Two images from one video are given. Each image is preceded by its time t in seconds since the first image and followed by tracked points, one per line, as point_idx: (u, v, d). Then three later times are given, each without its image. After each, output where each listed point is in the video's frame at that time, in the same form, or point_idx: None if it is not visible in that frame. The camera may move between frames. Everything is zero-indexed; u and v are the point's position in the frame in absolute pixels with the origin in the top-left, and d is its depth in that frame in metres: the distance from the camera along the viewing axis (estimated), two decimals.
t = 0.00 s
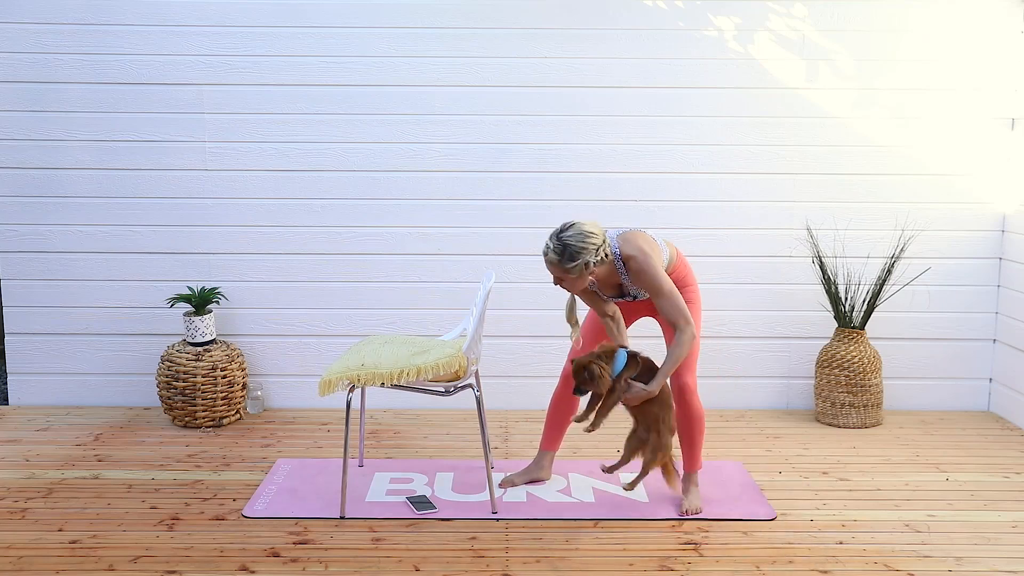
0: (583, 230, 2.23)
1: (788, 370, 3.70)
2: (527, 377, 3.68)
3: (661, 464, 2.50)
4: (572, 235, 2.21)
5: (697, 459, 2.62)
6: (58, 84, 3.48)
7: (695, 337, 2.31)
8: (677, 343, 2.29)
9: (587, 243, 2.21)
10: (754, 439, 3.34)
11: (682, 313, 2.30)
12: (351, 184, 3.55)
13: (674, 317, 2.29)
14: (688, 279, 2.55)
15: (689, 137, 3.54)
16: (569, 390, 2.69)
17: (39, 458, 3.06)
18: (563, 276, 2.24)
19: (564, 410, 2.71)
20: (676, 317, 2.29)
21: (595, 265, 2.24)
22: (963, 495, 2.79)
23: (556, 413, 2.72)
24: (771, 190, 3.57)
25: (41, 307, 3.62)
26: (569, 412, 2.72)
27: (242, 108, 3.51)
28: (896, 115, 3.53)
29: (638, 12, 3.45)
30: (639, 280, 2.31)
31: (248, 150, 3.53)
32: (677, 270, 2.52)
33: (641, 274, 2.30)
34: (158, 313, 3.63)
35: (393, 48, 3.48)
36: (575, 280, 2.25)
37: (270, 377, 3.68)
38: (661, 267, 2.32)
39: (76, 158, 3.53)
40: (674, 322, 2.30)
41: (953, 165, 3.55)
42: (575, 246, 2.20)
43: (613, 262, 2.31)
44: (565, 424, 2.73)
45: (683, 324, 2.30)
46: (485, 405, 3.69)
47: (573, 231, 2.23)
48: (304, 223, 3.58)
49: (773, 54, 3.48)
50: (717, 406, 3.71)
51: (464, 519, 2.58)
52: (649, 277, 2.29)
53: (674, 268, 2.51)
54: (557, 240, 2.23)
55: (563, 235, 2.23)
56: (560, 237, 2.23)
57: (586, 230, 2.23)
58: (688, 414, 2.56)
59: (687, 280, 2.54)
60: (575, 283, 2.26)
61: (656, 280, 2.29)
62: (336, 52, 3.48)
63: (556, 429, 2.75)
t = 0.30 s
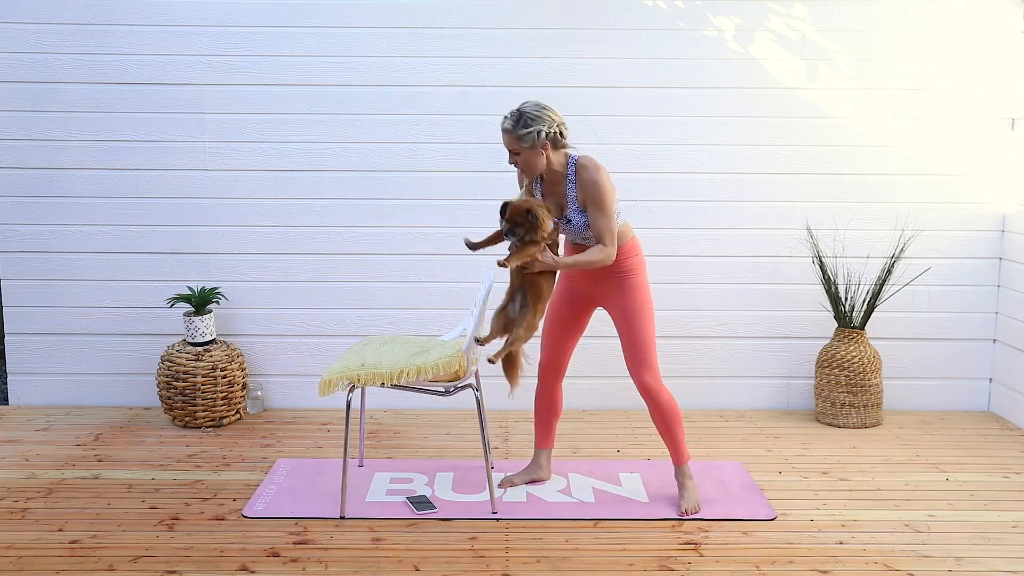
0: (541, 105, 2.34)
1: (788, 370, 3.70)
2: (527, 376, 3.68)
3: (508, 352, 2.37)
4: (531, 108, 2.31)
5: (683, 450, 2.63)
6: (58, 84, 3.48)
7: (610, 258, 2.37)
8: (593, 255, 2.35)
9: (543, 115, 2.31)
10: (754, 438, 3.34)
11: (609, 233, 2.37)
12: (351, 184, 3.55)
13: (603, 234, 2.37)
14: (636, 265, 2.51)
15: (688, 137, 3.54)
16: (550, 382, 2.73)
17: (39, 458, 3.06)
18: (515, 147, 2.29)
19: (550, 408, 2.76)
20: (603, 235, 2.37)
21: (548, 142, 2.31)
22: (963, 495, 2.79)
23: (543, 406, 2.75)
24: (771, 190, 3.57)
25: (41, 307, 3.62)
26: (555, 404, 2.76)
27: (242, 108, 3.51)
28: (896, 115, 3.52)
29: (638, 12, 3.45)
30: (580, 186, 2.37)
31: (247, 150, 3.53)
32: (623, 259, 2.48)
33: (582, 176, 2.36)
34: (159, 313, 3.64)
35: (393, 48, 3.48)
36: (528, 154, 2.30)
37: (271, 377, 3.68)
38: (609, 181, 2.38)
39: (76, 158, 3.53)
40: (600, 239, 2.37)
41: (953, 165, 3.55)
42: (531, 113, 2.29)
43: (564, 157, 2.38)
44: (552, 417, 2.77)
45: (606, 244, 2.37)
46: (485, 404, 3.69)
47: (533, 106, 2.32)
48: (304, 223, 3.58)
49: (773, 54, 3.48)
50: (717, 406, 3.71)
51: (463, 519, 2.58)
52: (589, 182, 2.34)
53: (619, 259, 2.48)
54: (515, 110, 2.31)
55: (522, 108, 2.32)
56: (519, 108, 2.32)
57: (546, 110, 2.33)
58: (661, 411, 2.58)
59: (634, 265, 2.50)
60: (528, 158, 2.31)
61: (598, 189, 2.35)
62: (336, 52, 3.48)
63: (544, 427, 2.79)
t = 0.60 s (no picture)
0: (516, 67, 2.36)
1: (788, 370, 3.70)
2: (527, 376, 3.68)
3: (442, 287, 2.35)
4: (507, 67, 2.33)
5: (643, 448, 2.61)
6: (58, 84, 3.48)
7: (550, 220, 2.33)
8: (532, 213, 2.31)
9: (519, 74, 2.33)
10: (754, 438, 3.34)
11: (557, 197, 2.34)
12: (351, 184, 3.55)
13: (546, 200, 2.34)
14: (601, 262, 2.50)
15: (688, 137, 3.54)
16: (537, 385, 2.72)
17: (39, 458, 3.06)
18: (492, 105, 2.31)
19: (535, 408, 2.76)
20: (546, 200, 2.34)
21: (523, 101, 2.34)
22: (963, 495, 2.79)
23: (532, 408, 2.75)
24: (772, 191, 3.57)
25: (41, 307, 3.63)
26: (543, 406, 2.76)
27: (242, 108, 3.51)
28: (895, 115, 3.53)
29: (637, 12, 3.45)
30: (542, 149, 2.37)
31: (248, 150, 3.53)
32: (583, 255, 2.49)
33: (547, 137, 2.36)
34: (159, 313, 3.64)
35: (393, 48, 3.48)
36: (504, 112, 2.32)
37: (271, 377, 3.68)
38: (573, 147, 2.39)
39: (76, 158, 3.53)
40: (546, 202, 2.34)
41: (953, 165, 3.55)
42: (506, 72, 2.32)
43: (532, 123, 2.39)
44: (546, 417, 2.77)
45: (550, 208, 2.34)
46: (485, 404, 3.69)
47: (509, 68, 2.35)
48: (304, 223, 3.58)
49: (773, 54, 3.48)
50: (717, 406, 3.71)
51: (463, 519, 2.58)
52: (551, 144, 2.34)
53: (580, 255, 2.49)
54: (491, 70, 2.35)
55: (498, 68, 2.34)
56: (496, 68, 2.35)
57: (522, 73, 2.35)
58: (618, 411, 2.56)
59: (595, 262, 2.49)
60: (503, 116, 2.33)
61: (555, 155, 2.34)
62: (336, 53, 3.48)
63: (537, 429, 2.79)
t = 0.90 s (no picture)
0: (484, 97, 2.32)
1: (788, 370, 3.70)
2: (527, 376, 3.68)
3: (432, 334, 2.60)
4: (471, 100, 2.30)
5: (580, 464, 2.53)
6: (58, 84, 3.48)
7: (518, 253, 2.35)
8: (499, 248, 2.35)
9: (488, 106, 2.30)
10: (754, 438, 3.34)
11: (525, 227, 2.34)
12: (351, 184, 3.55)
13: (516, 225, 2.34)
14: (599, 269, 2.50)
15: (688, 137, 3.54)
16: (537, 384, 2.71)
17: (39, 458, 3.06)
18: (465, 141, 2.29)
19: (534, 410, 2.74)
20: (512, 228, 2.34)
21: (495, 131, 2.32)
22: (963, 495, 2.79)
23: (532, 408, 2.73)
24: (772, 191, 3.57)
25: (41, 307, 3.63)
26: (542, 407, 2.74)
27: (241, 108, 3.51)
28: (895, 115, 3.52)
29: (637, 12, 3.45)
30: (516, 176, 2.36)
31: (248, 150, 3.53)
32: (581, 259, 2.49)
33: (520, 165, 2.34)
34: (159, 313, 3.64)
35: (393, 48, 3.48)
36: (478, 146, 2.31)
37: (271, 377, 3.68)
38: (546, 170, 2.36)
39: (76, 158, 3.53)
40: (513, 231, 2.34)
41: (953, 165, 3.55)
42: (475, 105, 2.28)
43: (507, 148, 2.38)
44: (544, 418, 2.75)
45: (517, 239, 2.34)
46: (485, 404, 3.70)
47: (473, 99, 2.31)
48: (304, 223, 3.58)
49: (773, 54, 3.48)
50: (717, 406, 3.71)
51: (463, 520, 2.58)
52: (523, 172, 2.32)
53: (578, 260, 2.49)
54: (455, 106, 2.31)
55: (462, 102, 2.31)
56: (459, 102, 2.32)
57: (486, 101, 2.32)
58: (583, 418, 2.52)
59: (593, 267, 2.49)
60: (477, 150, 2.32)
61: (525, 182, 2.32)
62: (336, 53, 3.48)
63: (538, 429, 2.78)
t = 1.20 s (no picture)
0: (460, 161, 2.22)
1: (788, 370, 3.70)
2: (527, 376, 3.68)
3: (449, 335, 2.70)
4: (445, 171, 2.20)
5: (574, 473, 2.53)
6: (58, 84, 3.48)
7: (547, 314, 2.30)
8: (525, 318, 2.29)
9: (465, 172, 2.21)
10: (754, 438, 3.34)
11: (549, 289, 2.28)
12: (351, 184, 3.55)
13: (537, 291, 2.29)
14: (608, 283, 2.51)
15: (688, 138, 3.54)
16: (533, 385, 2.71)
17: (39, 458, 3.06)
18: (448, 214, 2.22)
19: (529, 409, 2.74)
20: (536, 295, 2.29)
21: (478, 195, 2.24)
22: (963, 495, 2.79)
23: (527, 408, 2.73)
24: (772, 190, 3.57)
25: (41, 307, 3.63)
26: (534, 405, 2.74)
27: (241, 108, 3.51)
28: (895, 115, 3.52)
29: (637, 12, 3.45)
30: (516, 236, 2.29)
31: (248, 150, 3.53)
32: (591, 272, 2.49)
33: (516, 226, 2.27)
34: (159, 313, 3.64)
35: (393, 48, 3.48)
36: (462, 216, 2.24)
37: (271, 377, 3.68)
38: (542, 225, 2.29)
39: (76, 158, 3.53)
40: (538, 293, 2.29)
41: (953, 165, 3.55)
42: (452, 175, 2.19)
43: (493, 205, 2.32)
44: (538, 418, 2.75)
45: (543, 301, 2.29)
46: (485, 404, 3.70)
47: (447, 167, 2.22)
48: (304, 223, 3.58)
49: (773, 54, 3.48)
50: (717, 407, 3.71)
51: (463, 519, 2.58)
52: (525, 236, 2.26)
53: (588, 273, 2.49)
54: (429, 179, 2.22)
55: (436, 172, 2.21)
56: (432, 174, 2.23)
57: (460, 166, 2.22)
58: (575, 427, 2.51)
59: (602, 280, 2.49)
60: (462, 219, 2.25)
61: (533, 248, 2.26)
62: (336, 52, 3.48)
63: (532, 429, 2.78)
